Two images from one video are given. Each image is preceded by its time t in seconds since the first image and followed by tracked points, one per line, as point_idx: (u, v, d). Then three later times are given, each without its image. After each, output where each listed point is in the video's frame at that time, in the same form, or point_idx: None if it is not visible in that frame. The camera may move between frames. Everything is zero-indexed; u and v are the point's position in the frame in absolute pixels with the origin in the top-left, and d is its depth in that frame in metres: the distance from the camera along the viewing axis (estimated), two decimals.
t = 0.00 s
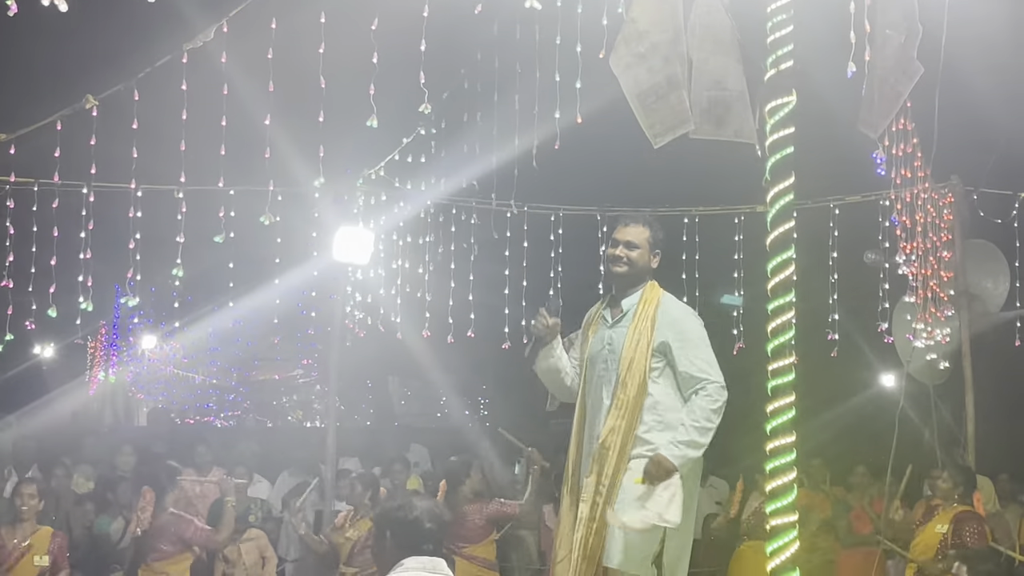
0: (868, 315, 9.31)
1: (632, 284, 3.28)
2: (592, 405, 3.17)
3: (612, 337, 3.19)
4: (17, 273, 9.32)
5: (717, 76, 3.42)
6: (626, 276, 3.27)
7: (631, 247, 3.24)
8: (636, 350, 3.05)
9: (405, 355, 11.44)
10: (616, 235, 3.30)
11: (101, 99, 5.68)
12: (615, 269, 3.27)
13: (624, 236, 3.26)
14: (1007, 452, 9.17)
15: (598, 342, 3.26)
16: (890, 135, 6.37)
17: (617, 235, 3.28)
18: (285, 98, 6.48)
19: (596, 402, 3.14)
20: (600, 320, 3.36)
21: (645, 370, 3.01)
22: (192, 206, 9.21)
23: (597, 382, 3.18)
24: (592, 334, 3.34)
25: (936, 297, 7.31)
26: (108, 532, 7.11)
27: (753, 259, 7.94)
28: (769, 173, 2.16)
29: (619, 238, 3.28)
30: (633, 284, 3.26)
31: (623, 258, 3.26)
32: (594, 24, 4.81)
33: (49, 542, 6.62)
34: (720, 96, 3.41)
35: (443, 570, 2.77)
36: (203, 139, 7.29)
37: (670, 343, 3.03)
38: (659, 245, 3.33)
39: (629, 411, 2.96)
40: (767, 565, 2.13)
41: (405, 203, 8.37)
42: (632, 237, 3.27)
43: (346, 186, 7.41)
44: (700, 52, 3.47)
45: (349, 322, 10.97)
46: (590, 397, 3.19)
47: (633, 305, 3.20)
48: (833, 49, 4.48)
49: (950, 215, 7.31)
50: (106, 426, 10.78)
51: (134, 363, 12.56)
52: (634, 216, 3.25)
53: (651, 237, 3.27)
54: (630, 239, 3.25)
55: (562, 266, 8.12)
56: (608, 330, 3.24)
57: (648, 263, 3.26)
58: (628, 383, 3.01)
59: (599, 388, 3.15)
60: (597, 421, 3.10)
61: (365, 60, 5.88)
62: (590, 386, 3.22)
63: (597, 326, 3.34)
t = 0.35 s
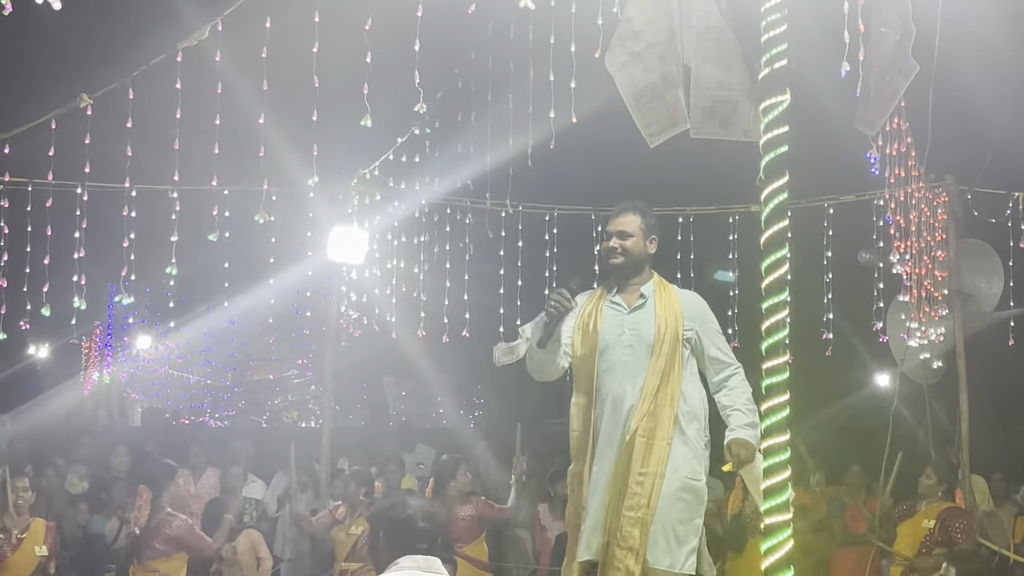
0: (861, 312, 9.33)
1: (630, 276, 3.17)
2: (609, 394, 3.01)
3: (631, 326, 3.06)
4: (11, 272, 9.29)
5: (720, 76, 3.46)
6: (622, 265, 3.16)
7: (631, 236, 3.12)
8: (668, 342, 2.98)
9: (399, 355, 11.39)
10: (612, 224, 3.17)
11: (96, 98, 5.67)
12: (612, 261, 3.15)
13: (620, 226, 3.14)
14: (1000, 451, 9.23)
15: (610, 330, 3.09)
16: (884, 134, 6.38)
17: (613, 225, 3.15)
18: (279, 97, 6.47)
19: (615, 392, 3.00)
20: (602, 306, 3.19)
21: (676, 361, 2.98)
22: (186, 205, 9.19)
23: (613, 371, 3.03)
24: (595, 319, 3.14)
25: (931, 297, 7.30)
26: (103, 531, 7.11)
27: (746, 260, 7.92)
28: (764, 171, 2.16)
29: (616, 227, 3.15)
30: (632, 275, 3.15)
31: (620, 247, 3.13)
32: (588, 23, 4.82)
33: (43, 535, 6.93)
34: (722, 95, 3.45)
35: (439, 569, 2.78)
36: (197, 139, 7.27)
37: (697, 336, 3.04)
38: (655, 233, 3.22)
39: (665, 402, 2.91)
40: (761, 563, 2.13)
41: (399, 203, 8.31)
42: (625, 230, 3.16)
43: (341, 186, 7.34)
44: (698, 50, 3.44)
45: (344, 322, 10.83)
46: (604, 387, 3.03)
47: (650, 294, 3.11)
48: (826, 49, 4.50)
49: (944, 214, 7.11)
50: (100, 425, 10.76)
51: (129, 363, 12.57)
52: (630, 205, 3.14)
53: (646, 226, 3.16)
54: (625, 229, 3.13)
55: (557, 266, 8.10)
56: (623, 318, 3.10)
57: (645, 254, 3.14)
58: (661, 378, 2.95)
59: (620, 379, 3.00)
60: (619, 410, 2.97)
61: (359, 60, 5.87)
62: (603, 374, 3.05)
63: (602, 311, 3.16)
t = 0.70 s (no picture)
0: (856, 312, 9.40)
1: (633, 280, 3.18)
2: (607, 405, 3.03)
3: (628, 335, 3.07)
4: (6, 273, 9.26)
5: (724, 75, 3.44)
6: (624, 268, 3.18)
7: (633, 237, 3.13)
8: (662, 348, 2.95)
9: (394, 356, 11.07)
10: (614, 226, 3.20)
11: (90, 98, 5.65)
12: (615, 261, 3.15)
13: (622, 224, 3.15)
14: (997, 452, 9.24)
15: (608, 340, 3.12)
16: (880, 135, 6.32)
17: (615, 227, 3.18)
18: (274, 96, 6.44)
19: (618, 403, 3.01)
20: (605, 314, 3.22)
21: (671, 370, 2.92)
22: (181, 206, 9.16)
23: (612, 383, 3.05)
24: (598, 328, 3.20)
25: (927, 298, 7.23)
26: (99, 532, 7.11)
27: (744, 264, 7.92)
28: (758, 172, 2.17)
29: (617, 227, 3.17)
30: (639, 278, 3.17)
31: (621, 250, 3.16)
32: (584, 22, 4.81)
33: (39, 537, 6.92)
34: (726, 94, 3.47)
35: (433, 569, 2.76)
36: (192, 139, 7.24)
37: (692, 342, 2.95)
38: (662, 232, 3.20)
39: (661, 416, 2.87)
40: (758, 565, 2.12)
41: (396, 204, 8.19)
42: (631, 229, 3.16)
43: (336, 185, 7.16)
44: (696, 51, 3.40)
45: (338, 323, 10.65)
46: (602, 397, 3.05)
47: (649, 301, 3.10)
48: (824, 48, 4.49)
49: (941, 215, 7.10)
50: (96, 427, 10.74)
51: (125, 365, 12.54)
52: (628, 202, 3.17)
53: (652, 227, 3.16)
54: (630, 229, 3.13)
55: (553, 266, 8.07)
56: (620, 327, 3.12)
57: (650, 253, 3.14)
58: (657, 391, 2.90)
59: (620, 390, 3.02)
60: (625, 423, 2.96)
61: (355, 59, 5.85)
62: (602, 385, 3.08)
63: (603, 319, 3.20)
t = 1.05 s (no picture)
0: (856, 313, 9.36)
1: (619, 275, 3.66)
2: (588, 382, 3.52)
3: (609, 323, 3.56)
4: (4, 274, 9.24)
5: (719, 75, 3.48)
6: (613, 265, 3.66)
7: (623, 235, 3.60)
8: (634, 331, 3.45)
9: (395, 359, 11.22)
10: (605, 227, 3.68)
11: (88, 98, 5.63)
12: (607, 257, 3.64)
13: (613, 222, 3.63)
14: (995, 453, 9.27)
15: (592, 327, 3.62)
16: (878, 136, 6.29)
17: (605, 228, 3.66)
18: (272, 96, 6.43)
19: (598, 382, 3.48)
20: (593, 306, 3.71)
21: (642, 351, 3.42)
22: (179, 206, 9.14)
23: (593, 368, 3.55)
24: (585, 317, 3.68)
25: (925, 299, 7.25)
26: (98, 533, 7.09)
27: (738, 266, 8.02)
28: (756, 171, 2.17)
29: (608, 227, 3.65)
30: (628, 272, 3.63)
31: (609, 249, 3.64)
32: (583, 21, 4.81)
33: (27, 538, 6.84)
34: (721, 94, 3.49)
35: (431, 568, 2.77)
36: (190, 140, 7.22)
37: (659, 329, 3.43)
38: (654, 231, 3.65)
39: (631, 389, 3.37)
40: (756, 563, 2.13)
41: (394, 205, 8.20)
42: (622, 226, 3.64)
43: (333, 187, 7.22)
44: (694, 50, 3.45)
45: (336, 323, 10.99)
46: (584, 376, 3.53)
47: (631, 295, 3.56)
48: (822, 48, 4.50)
49: (938, 216, 7.21)
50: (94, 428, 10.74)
51: (121, 366, 12.54)
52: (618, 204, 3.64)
53: (643, 223, 3.62)
54: (621, 225, 3.60)
55: (551, 267, 8.07)
56: (603, 316, 3.61)
57: (638, 250, 3.61)
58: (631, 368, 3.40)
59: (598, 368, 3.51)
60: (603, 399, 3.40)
61: (352, 60, 5.86)
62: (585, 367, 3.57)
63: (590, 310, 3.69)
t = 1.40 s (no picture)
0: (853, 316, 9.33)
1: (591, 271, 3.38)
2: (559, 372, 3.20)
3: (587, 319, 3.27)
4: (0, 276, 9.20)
5: (713, 75, 3.48)
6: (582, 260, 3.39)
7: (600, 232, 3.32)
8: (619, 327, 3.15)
9: (391, 358, 11.31)
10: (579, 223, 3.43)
11: (85, 100, 5.60)
12: (582, 257, 3.34)
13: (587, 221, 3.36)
14: (992, 455, 9.30)
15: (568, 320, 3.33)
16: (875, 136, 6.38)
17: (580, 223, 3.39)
18: (269, 98, 6.41)
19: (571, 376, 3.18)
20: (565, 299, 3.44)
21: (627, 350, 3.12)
22: (176, 208, 9.13)
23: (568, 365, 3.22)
24: (556, 308, 3.41)
25: (921, 301, 7.30)
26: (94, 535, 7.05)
27: (742, 270, 7.92)
28: (754, 172, 2.16)
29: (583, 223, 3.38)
30: (602, 270, 3.35)
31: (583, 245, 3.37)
32: (580, 22, 4.81)
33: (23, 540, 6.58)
34: (717, 96, 3.48)
35: (429, 569, 2.80)
36: (187, 142, 7.20)
37: (643, 327, 3.15)
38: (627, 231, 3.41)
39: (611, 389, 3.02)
40: (752, 565, 2.11)
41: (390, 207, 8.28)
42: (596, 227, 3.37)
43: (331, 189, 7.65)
44: (691, 52, 3.47)
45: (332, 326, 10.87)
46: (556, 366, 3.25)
47: (609, 292, 3.30)
48: (819, 51, 4.52)
49: (935, 219, 7.29)
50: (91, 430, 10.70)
51: (118, 368, 12.35)
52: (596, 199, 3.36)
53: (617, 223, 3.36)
54: (594, 226, 3.33)
55: (547, 270, 8.04)
56: (580, 309, 3.33)
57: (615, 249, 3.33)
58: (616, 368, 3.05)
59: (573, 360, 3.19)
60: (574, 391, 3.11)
61: (349, 62, 5.86)
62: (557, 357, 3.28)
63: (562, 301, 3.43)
